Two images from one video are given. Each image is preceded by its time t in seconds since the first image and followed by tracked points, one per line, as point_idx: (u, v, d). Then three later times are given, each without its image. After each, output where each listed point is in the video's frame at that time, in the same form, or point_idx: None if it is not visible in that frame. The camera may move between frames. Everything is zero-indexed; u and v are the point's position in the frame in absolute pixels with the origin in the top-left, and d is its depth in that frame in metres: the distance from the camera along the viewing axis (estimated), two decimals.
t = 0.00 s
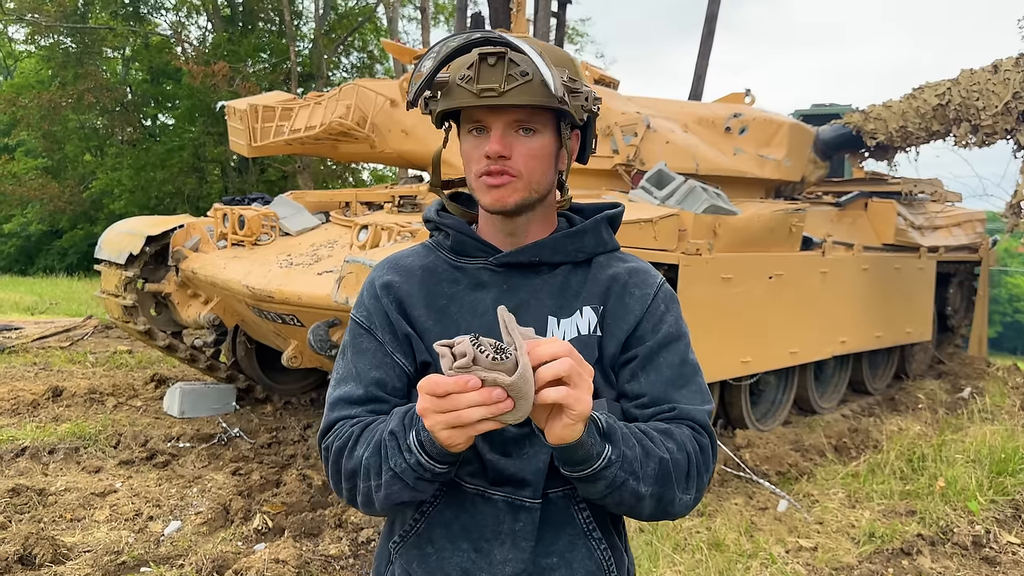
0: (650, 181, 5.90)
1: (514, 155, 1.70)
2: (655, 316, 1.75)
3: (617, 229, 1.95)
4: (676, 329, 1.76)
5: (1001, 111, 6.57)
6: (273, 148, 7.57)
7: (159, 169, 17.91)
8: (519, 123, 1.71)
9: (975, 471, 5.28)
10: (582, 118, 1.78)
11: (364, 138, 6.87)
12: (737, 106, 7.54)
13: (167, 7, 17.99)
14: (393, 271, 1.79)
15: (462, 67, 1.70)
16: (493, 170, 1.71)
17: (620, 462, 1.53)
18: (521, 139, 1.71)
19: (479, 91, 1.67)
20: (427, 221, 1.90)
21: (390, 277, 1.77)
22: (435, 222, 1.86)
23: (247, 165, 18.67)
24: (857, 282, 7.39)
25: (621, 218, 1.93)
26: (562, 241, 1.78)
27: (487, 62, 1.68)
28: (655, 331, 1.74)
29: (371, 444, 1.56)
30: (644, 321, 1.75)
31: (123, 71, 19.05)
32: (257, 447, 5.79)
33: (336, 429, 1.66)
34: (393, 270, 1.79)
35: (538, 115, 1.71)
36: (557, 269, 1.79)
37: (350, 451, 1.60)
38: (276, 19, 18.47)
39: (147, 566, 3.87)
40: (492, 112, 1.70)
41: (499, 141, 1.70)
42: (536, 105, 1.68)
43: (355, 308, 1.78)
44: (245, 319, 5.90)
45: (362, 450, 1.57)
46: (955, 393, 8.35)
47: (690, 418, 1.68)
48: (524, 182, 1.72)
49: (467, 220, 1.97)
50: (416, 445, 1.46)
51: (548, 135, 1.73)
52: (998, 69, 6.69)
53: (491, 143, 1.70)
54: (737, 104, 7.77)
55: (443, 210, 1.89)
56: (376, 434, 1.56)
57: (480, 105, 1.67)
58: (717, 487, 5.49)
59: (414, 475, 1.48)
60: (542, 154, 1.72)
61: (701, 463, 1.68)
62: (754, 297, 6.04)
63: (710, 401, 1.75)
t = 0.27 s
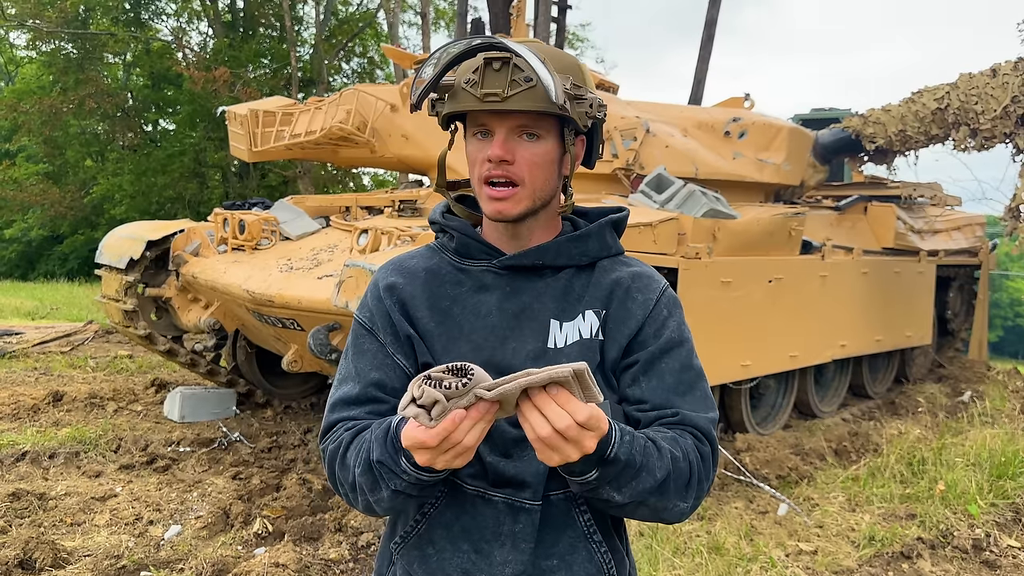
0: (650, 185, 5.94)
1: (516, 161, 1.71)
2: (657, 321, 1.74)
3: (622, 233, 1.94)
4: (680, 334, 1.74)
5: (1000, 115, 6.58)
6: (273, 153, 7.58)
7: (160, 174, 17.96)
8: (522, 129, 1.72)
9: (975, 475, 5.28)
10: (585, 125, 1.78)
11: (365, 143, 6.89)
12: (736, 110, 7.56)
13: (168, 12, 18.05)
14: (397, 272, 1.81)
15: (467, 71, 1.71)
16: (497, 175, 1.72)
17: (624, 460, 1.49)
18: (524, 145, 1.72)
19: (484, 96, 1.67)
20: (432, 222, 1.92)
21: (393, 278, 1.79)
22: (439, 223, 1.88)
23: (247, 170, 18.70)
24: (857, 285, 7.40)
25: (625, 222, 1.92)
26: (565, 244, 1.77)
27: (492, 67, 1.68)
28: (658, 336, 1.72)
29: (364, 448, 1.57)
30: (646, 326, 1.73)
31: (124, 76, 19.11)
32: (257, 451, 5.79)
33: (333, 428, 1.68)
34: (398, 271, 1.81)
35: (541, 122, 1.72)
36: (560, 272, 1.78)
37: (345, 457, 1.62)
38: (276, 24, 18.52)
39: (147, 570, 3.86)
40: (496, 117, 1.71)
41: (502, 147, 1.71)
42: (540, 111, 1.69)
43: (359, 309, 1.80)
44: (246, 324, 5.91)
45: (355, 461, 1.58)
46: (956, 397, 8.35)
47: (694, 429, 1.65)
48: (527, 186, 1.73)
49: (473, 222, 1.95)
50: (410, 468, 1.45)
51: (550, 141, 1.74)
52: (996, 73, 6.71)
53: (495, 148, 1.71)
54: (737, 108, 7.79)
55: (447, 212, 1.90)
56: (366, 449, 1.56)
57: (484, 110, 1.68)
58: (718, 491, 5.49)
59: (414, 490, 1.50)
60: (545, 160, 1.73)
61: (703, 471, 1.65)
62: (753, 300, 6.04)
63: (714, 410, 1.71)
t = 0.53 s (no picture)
0: (645, 188, 5.94)
1: (496, 155, 1.70)
2: (628, 308, 1.78)
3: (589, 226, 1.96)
4: (649, 320, 1.78)
5: (994, 117, 6.60)
6: (269, 157, 7.58)
7: (156, 180, 17.93)
8: (500, 123, 1.71)
9: (972, 476, 5.28)
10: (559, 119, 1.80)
11: (360, 146, 6.89)
12: (731, 113, 7.57)
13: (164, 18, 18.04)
14: (369, 272, 1.78)
15: (444, 66, 1.70)
16: (477, 168, 1.71)
17: (607, 429, 1.52)
18: (502, 138, 1.71)
19: (464, 90, 1.67)
20: (401, 222, 1.89)
21: (366, 278, 1.77)
22: (410, 223, 1.85)
23: (244, 175, 18.68)
24: (853, 287, 7.41)
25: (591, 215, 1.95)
26: (537, 237, 1.78)
27: (471, 61, 1.68)
28: (629, 322, 1.76)
29: (345, 436, 1.57)
30: (618, 313, 1.77)
31: (120, 81, 19.09)
32: (253, 455, 5.77)
33: (314, 429, 1.66)
34: (368, 271, 1.78)
35: (518, 115, 1.72)
36: (532, 266, 1.81)
37: (326, 445, 1.61)
38: (272, 29, 18.53)
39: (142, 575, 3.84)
40: (475, 110, 1.70)
41: (483, 139, 1.70)
42: (518, 104, 1.69)
43: (331, 310, 1.77)
44: (241, 328, 5.90)
45: (337, 443, 1.58)
46: (952, 399, 8.36)
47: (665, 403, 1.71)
48: (506, 180, 1.73)
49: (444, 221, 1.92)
50: (387, 430, 1.46)
51: (527, 135, 1.74)
52: (990, 75, 6.73)
53: (476, 141, 1.70)
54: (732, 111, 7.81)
55: (418, 211, 1.88)
56: (349, 426, 1.57)
57: (464, 103, 1.67)
58: (715, 493, 5.49)
59: (389, 460, 1.49)
60: (522, 154, 1.73)
61: (676, 443, 1.71)
62: (749, 303, 6.05)
63: (682, 389, 1.77)
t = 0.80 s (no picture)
0: (645, 187, 5.94)
1: (495, 157, 1.70)
2: (623, 307, 1.78)
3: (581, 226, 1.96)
4: (643, 319, 1.79)
5: (993, 116, 6.61)
6: (268, 156, 7.58)
7: (154, 179, 17.92)
8: (497, 125, 1.71)
9: (970, 475, 5.28)
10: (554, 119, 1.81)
11: (359, 145, 6.88)
12: (730, 113, 7.57)
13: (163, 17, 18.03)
14: (364, 272, 1.78)
15: (440, 69, 1.69)
16: (476, 171, 1.71)
17: (611, 429, 1.53)
18: (500, 141, 1.71)
19: (462, 94, 1.66)
20: (395, 222, 1.88)
21: (360, 277, 1.77)
22: (404, 223, 1.85)
23: (243, 174, 18.67)
24: (852, 287, 7.41)
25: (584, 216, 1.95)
26: (531, 236, 1.78)
27: (467, 64, 1.67)
28: (624, 321, 1.77)
29: (341, 436, 1.57)
30: (613, 312, 1.77)
31: (119, 80, 19.09)
32: (252, 455, 5.77)
33: (310, 429, 1.66)
34: (362, 271, 1.78)
35: (515, 117, 1.72)
36: (527, 265, 1.79)
37: (323, 445, 1.61)
38: (271, 28, 18.52)
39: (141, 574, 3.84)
40: (471, 114, 1.70)
41: (480, 142, 1.69)
42: (515, 106, 1.69)
43: (325, 312, 1.76)
44: (240, 327, 5.90)
45: (333, 443, 1.58)
46: (951, 398, 8.36)
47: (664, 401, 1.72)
48: (506, 181, 1.73)
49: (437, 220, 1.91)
50: (384, 430, 1.47)
51: (523, 136, 1.75)
52: (989, 74, 6.73)
53: (473, 145, 1.69)
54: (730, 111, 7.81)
55: (412, 211, 1.88)
56: (345, 426, 1.58)
57: (462, 107, 1.67)
58: (713, 492, 5.49)
59: (384, 460, 1.49)
60: (520, 156, 1.74)
61: (675, 441, 1.71)
62: (748, 302, 6.05)
63: (678, 388, 1.78)
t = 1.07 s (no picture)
0: (643, 187, 5.95)
1: (466, 157, 1.70)
2: (610, 289, 1.78)
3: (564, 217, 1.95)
4: (631, 300, 1.79)
5: (989, 116, 6.63)
6: (266, 155, 7.58)
7: (151, 178, 17.90)
8: (463, 125, 1.70)
9: (966, 475, 5.30)
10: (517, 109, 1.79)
11: (357, 144, 6.88)
12: (727, 112, 7.58)
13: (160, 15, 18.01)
14: (351, 271, 1.78)
15: (396, 82, 1.68)
16: (450, 175, 1.71)
17: (616, 435, 1.54)
18: (469, 140, 1.70)
19: (421, 102, 1.66)
20: (380, 226, 1.89)
21: (347, 277, 1.77)
22: (388, 225, 1.85)
23: (240, 173, 18.65)
24: (849, 287, 7.43)
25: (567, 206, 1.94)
26: (515, 227, 1.77)
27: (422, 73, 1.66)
28: (612, 304, 1.77)
29: (335, 435, 1.57)
30: (601, 296, 1.77)
31: (115, 79, 19.06)
32: (249, 453, 5.77)
33: (305, 429, 1.65)
34: (350, 271, 1.79)
35: (479, 115, 1.71)
36: (513, 256, 1.79)
37: (317, 445, 1.61)
38: (269, 27, 18.49)
39: (138, 573, 3.84)
40: (435, 119, 1.69)
41: (449, 146, 1.69)
42: (476, 105, 1.68)
43: (314, 312, 1.77)
44: (237, 326, 5.90)
45: (327, 442, 1.58)
46: (947, 398, 8.38)
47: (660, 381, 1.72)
48: (481, 180, 1.73)
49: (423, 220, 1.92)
50: (376, 431, 1.47)
51: (490, 131, 1.74)
52: (986, 75, 6.75)
53: (443, 149, 1.69)
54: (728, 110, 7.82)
55: (396, 213, 1.88)
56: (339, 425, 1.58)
57: (424, 116, 1.66)
58: (711, 491, 5.51)
59: (370, 463, 1.50)
60: (491, 152, 1.73)
61: (672, 424, 1.71)
62: (745, 301, 6.06)
63: (668, 365, 1.78)
